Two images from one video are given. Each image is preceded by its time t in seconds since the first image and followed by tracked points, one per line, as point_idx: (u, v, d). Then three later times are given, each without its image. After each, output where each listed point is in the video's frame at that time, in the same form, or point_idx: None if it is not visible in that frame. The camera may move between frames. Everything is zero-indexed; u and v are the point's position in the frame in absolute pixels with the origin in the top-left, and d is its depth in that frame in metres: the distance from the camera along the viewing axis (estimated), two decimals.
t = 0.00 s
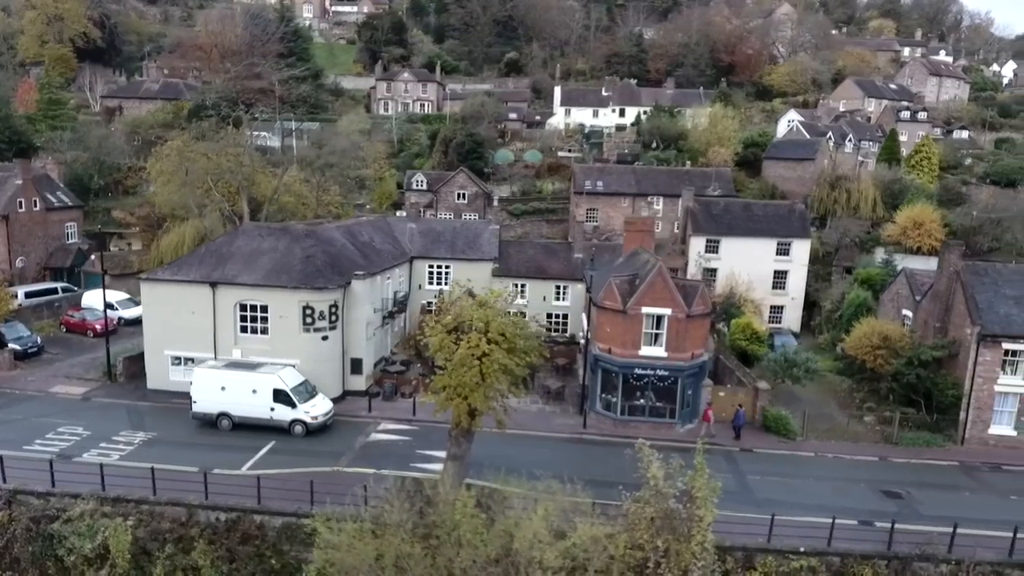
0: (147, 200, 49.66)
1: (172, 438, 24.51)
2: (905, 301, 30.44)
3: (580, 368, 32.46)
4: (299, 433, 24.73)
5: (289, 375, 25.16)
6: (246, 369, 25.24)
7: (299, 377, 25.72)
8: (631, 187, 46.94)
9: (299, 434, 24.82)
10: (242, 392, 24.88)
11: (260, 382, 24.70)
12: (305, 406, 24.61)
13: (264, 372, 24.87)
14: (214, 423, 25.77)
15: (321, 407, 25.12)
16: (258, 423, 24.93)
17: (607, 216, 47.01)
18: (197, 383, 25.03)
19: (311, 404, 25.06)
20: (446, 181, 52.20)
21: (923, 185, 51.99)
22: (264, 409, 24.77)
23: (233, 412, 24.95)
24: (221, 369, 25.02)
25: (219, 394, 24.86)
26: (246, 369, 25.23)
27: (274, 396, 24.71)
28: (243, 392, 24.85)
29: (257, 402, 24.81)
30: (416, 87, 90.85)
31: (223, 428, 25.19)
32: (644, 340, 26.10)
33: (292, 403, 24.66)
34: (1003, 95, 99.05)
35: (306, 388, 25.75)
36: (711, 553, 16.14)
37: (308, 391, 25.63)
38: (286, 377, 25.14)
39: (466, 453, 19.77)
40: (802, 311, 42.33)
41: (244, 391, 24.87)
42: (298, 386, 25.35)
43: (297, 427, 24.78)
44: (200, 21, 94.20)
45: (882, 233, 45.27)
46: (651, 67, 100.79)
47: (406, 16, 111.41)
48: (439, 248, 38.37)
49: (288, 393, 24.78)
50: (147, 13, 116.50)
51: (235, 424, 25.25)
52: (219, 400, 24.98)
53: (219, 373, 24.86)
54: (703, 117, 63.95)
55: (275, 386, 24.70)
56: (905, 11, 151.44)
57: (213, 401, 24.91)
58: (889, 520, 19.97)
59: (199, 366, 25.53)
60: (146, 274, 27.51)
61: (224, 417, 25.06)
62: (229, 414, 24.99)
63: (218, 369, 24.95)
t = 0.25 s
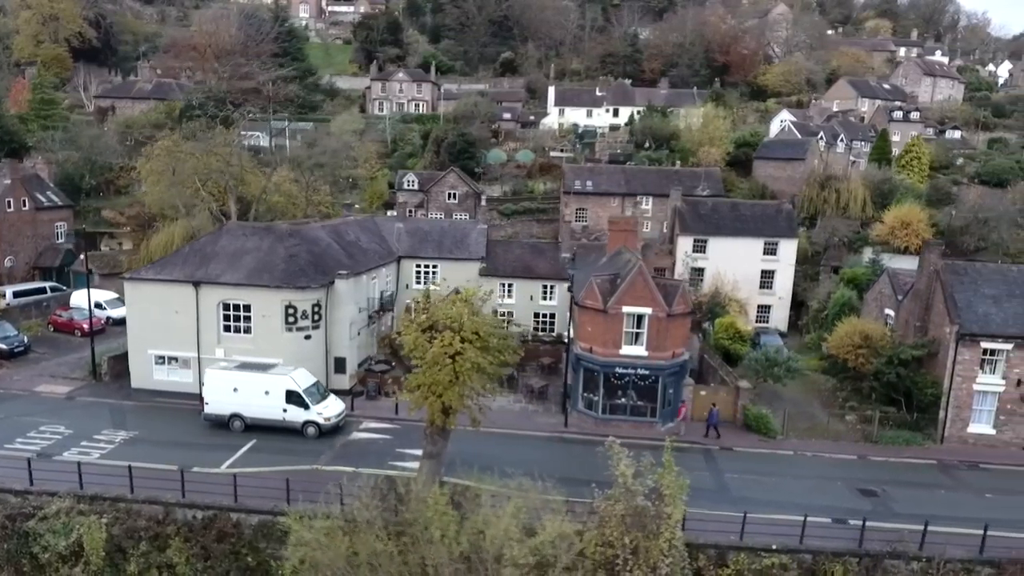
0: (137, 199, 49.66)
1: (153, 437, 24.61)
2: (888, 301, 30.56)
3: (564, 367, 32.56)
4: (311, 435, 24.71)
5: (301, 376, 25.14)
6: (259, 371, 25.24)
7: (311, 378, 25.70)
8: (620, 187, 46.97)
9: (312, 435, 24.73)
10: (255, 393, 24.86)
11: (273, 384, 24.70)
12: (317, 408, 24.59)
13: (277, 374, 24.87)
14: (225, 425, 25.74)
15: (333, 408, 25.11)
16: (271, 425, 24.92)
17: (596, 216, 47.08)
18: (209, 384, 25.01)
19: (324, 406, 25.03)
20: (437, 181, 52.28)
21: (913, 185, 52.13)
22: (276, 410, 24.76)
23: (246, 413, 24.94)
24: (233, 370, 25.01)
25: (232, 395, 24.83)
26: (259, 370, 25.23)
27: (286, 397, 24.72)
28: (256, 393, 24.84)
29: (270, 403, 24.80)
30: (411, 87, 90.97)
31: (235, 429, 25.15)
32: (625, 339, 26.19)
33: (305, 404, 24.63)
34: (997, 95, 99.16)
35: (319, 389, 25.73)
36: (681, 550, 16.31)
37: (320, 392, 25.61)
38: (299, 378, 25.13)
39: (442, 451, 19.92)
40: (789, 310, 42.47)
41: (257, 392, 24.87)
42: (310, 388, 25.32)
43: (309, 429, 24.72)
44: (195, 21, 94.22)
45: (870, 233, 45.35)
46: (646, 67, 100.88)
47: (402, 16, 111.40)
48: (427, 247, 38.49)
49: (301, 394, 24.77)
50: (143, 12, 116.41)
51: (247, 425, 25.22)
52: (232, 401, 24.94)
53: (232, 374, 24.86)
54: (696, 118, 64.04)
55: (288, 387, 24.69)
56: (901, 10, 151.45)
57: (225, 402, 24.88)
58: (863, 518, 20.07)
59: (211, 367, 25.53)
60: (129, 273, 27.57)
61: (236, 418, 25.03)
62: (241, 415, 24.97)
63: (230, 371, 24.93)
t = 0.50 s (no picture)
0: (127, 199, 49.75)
1: (135, 435, 24.70)
2: (871, 301, 30.66)
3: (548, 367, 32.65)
4: (325, 435, 24.66)
5: (314, 377, 25.00)
6: (272, 371, 25.13)
7: (324, 379, 25.59)
8: (609, 186, 47.00)
9: (325, 435, 24.69)
10: (268, 394, 24.73)
11: (286, 385, 24.60)
12: (330, 408, 24.50)
13: (290, 374, 24.76)
14: (237, 426, 25.62)
15: (346, 408, 25.03)
16: (284, 425, 24.83)
17: (586, 216, 47.15)
18: (222, 385, 24.89)
19: (337, 406, 24.97)
20: (427, 180, 52.36)
21: (903, 185, 52.22)
22: (289, 411, 24.67)
23: (258, 414, 24.83)
24: (246, 371, 24.88)
25: (245, 396, 24.74)
26: (271, 370, 25.11)
27: (300, 398, 24.62)
28: (269, 394, 24.72)
29: (283, 404, 24.71)
30: (406, 87, 91.06)
31: (248, 430, 25.05)
32: (606, 339, 26.29)
33: (318, 405, 24.54)
34: (993, 95, 99.21)
35: (331, 389, 25.65)
36: (651, 547, 16.46)
37: (332, 392, 25.52)
38: (312, 379, 25.01)
39: (418, 450, 20.03)
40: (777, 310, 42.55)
41: (270, 393, 24.73)
42: (323, 388, 25.23)
43: (323, 429, 24.68)
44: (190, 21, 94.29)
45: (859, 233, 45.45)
46: (641, 67, 100.98)
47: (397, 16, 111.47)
48: (414, 247, 38.58)
49: (314, 394, 24.67)
50: (139, 12, 116.46)
51: (260, 426, 25.09)
52: (245, 402, 24.87)
53: (244, 375, 24.76)
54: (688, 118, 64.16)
55: (301, 388, 24.59)
56: (898, 11, 151.52)
57: (238, 403, 24.81)
58: (836, 516, 20.17)
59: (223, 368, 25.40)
60: (113, 272, 27.67)
61: (249, 419, 24.90)
62: (254, 416, 24.85)
63: (243, 371, 24.80)
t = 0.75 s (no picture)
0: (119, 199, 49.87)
1: (118, 434, 24.77)
2: (854, 300, 30.78)
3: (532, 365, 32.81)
4: (338, 435, 24.78)
5: (327, 377, 25.06)
6: (284, 371, 25.13)
7: (336, 378, 25.65)
8: (599, 186, 46.99)
9: (339, 435, 24.86)
10: (281, 394, 24.71)
11: (299, 385, 24.60)
12: (343, 408, 24.54)
13: (302, 374, 24.76)
14: (249, 427, 25.54)
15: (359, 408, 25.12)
16: (298, 425, 24.84)
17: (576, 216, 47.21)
18: (234, 387, 24.79)
19: (350, 405, 25.04)
20: (419, 180, 52.42)
21: (894, 185, 52.29)
22: (302, 411, 24.71)
23: (271, 415, 24.79)
24: (259, 372, 24.82)
25: (258, 397, 24.67)
26: (283, 371, 25.11)
27: (313, 398, 24.66)
28: (281, 395, 24.69)
29: (296, 404, 24.72)
30: (401, 87, 91.14)
31: (261, 431, 25.00)
32: (588, 338, 26.39)
33: (332, 405, 24.60)
34: (988, 95, 99.20)
35: (343, 388, 25.73)
36: (621, 545, 16.54)
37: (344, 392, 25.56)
38: (324, 379, 25.05)
39: (395, 448, 20.12)
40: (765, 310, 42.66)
41: (282, 393, 24.72)
42: (336, 388, 25.30)
43: (336, 428, 24.79)
44: (186, 21, 94.38)
45: (848, 233, 45.51)
46: (636, 67, 101.02)
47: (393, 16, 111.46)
48: (402, 247, 38.65)
49: (327, 394, 24.74)
50: (136, 12, 116.48)
51: (273, 427, 25.07)
52: (257, 403, 24.80)
53: (256, 376, 24.68)
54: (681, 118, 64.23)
55: (314, 388, 24.63)
56: (895, 11, 151.44)
57: (251, 404, 24.74)
58: (811, 513, 20.27)
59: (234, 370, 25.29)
60: (97, 272, 27.74)
61: (262, 420, 24.86)
62: (267, 417, 24.80)
63: (255, 373, 24.73)
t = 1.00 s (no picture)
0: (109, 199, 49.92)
1: (100, 433, 24.83)
2: (838, 299, 30.85)
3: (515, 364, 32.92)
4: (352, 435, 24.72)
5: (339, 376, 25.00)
6: (296, 372, 25.13)
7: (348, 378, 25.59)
8: (589, 186, 47.02)
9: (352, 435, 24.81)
10: (294, 395, 24.66)
11: (312, 385, 24.54)
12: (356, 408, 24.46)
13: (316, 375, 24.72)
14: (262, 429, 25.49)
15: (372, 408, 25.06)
16: (311, 426, 24.77)
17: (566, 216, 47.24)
18: (247, 388, 24.80)
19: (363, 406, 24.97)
20: (410, 179, 52.47)
21: (884, 185, 52.41)
22: (316, 411, 24.62)
23: (284, 415, 24.76)
24: (272, 373, 24.83)
25: (271, 398, 24.68)
26: (295, 371, 25.10)
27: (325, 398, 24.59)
28: (294, 395, 24.66)
29: (309, 404, 24.65)
30: (396, 87, 91.25)
31: (274, 432, 24.94)
32: (570, 337, 26.53)
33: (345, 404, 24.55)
34: (983, 95, 99.30)
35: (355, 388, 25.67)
36: (591, 543, 16.64)
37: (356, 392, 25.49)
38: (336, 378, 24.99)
39: (373, 446, 20.21)
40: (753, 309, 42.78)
41: (295, 394, 24.69)
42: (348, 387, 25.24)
43: (349, 428, 24.75)
44: (181, 21, 94.46)
45: (838, 233, 45.59)
46: (632, 67, 101.10)
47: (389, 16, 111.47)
48: (390, 246, 38.72)
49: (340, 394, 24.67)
50: (133, 12, 116.47)
51: (286, 428, 25.03)
52: (271, 404, 24.78)
53: (269, 376, 24.69)
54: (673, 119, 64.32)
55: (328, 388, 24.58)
56: (892, 11, 151.47)
57: (265, 405, 24.72)
58: (787, 511, 20.40)
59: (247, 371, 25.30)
60: (81, 271, 27.82)
61: (275, 421, 24.83)
62: (280, 418, 24.77)
63: (268, 374, 24.75)
